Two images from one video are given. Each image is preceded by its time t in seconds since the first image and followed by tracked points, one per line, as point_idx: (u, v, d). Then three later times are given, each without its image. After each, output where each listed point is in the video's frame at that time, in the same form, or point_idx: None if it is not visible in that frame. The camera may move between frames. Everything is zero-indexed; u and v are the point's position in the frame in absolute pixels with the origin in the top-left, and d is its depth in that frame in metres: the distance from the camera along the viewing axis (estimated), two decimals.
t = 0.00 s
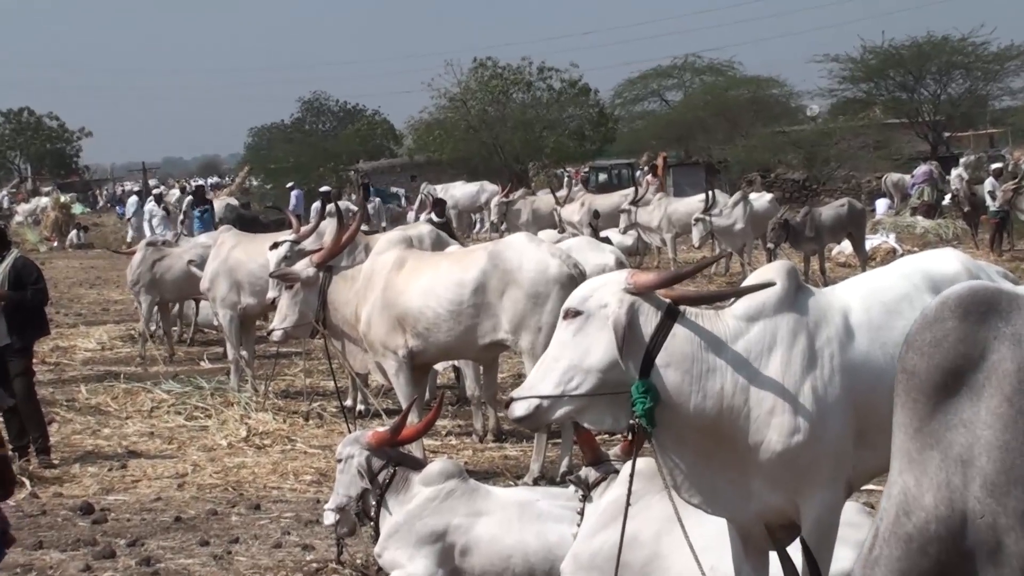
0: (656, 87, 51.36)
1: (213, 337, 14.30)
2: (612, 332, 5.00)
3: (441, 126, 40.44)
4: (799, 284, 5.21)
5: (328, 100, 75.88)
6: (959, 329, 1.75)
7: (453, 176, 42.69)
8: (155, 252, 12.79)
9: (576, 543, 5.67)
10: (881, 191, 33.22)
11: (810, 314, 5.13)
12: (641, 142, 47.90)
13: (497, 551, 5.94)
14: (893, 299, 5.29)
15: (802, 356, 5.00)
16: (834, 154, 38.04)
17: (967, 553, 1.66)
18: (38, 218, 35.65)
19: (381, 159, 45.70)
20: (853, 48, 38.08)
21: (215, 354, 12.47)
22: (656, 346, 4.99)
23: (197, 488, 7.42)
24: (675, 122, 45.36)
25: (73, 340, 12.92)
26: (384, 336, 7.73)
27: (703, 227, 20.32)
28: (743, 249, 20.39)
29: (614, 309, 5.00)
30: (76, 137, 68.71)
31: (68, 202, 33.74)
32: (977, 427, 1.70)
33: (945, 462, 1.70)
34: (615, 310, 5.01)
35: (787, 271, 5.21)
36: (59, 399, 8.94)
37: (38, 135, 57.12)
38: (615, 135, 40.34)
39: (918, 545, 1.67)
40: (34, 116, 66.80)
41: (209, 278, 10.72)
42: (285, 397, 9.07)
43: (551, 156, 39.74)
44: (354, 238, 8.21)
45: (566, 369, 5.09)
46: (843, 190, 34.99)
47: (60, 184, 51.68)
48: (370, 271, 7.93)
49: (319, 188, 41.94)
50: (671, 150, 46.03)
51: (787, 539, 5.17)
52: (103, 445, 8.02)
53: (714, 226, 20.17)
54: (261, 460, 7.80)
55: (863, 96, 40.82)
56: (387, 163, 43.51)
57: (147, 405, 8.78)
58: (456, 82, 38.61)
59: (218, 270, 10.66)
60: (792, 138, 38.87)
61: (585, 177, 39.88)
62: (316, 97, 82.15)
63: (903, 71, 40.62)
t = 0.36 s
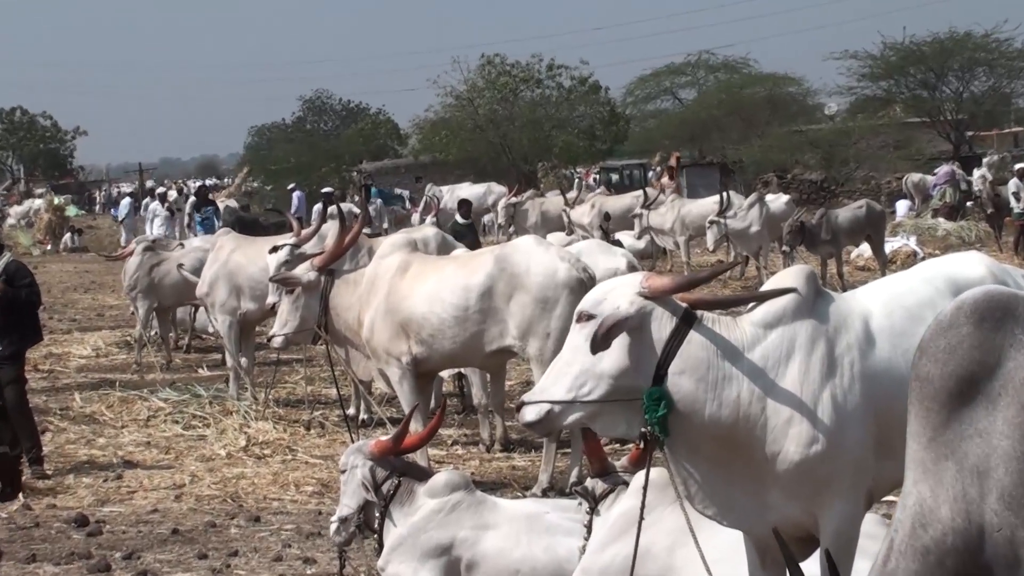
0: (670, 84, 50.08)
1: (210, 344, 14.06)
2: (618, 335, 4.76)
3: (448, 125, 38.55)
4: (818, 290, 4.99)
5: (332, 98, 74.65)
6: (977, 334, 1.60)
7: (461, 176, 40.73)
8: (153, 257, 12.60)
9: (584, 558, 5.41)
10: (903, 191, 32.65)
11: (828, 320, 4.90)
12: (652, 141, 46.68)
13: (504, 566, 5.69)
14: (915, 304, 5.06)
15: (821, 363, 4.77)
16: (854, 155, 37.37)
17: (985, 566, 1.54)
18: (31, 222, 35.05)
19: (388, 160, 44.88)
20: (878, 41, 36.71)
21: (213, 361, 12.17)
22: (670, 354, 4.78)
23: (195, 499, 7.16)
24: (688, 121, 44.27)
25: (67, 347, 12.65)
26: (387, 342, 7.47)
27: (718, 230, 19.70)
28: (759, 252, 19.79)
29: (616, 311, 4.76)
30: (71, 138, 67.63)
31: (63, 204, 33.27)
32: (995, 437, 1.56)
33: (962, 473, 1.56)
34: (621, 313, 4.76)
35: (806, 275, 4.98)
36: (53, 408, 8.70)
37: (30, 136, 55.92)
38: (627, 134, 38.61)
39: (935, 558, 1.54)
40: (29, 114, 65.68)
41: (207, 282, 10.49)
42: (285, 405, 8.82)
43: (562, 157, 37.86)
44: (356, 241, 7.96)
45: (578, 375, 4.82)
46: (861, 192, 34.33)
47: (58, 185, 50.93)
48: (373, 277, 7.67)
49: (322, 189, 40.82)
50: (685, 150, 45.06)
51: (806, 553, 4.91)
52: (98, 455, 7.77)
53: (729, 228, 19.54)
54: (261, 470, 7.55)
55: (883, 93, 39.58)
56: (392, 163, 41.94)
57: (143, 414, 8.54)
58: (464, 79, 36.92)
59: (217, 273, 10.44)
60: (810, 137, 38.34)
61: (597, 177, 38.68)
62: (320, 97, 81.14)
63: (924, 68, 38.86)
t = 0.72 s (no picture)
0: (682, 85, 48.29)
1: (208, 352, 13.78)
2: (630, 344, 4.50)
3: (456, 129, 37.33)
4: (840, 299, 4.73)
5: (335, 101, 73.17)
6: (999, 346, 1.81)
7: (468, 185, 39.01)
8: (153, 262, 12.39)
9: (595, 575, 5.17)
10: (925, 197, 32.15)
11: (849, 330, 4.66)
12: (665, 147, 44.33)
13: None
14: (939, 314, 4.80)
15: (841, 375, 4.53)
16: (877, 159, 34.89)
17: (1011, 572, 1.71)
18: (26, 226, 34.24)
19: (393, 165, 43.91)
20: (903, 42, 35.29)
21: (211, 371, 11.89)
22: (687, 365, 4.53)
23: (194, 514, 6.92)
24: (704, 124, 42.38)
25: (62, 356, 12.39)
26: (393, 352, 7.24)
27: (735, 238, 19.31)
28: (777, 259, 19.35)
29: (626, 319, 4.49)
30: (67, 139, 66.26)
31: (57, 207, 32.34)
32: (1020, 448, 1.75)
33: (988, 490, 1.76)
34: (632, 321, 4.49)
35: (828, 285, 4.70)
36: (48, 419, 8.45)
37: (24, 140, 54.73)
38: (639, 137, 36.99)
39: (962, 569, 1.73)
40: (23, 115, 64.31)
41: (206, 290, 10.26)
42: (287, 416, 8.58)
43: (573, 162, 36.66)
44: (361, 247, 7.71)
45: (591, 386, 4.56)
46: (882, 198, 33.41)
47: (56, 188, 49.89)
48: (378, 286, 7.42)
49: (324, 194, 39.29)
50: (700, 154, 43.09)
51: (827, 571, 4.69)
52: (94, 468, 7.54)
53: (746, 236, 19.15)
54: (263, 483, 7.31)
55: (905, 96, 37.98)
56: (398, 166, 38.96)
57: (141, 426, 8.29)
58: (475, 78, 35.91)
59: (217, 280, 10.22)
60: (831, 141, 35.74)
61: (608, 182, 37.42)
62: (323, 99, 79.79)
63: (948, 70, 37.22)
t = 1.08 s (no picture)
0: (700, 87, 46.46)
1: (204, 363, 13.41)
2: (641, 355, 4.30)
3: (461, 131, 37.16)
4: (859, 307, 4.46)
5: (337, 102, 71.71)
6: None
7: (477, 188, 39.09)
8: (148, 271, 12.08)
9: None
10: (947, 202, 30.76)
11: (869, 339, 4.39)
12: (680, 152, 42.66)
13: None
14: (965, 325, 4.43)
15: (862, 386, 4.29)
16: (896, 163, 33.26)
17: None
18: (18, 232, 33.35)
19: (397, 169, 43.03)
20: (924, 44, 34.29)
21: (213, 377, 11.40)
22: (701, 377, 4.31)
23: (192, 530, 6.55)
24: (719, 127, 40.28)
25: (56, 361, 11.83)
26: (397, 362, 6.97)
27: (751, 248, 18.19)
28: (796, 266, 18.18)
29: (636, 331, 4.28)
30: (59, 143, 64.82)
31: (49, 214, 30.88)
32: None
33: (1015, 502, 1.68)
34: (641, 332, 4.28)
35: (848, 293, 4.46)
36: (41, 432, 8.06)
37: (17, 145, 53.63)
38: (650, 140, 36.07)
39: None
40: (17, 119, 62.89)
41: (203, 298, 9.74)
42: (288, 431, 8.21)
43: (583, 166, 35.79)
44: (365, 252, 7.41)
45: (603, 398, 4.33)
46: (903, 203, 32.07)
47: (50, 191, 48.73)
48: (382, 292, 7.16)
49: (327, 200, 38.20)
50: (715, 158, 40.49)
51: None
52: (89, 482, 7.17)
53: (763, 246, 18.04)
54: (263, 498, 6.95)
55: (926, 98, 36.11)
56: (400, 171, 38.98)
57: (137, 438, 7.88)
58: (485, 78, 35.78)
59: (216, 288, 9.74)
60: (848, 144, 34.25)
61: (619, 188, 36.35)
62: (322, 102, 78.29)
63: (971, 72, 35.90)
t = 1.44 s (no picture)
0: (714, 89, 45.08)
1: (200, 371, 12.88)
2: (662, 379, 4.06)
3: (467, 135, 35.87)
4: (877, 317, 4.24)
5: (339, 103, 70.29)
6: None
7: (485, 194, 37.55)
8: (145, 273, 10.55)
9: None
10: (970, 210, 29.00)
11: (888, 350, 4.16)
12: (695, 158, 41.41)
13: None
14: (986, 336, 4.24)
15: (881, 399, 4.05)
16: (919, 169, 31.76)
17: None
18: (9, 237, 32.35)
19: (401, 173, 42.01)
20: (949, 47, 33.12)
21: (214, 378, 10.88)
22: (715, 393, 4.09)
23: (189, 546, 6.10)
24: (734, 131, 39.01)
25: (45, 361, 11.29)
26: (402, 373, 6.71)
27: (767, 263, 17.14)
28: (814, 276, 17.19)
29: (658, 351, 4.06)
30: (53, 144, 62.99)
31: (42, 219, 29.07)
32: None
33: None
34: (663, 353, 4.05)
35: (865, 303, 4.22)
36: (34, 444, 7.56)
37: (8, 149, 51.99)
38: (662, 143, 35.45)
39: None
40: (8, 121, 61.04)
41: (202, 307, 8.61)
42: (289, 443, 7.69)
43: (595, 172, 34.87)
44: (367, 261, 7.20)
45: (612, 414, 4.12)
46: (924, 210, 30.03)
47: (46, 196, 47.58)
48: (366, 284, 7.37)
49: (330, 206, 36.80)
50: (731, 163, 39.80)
51: None
52: (82, 496, 6.67)
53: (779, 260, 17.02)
54: (263, 514, 6.53)
55: (950, 102, 33.38)
56: (406, 176, 37.95)
57: (133, 451, 7.38)
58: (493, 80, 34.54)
59: (214, 297, 8.56)
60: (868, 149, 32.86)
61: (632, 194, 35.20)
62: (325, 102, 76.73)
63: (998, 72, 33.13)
